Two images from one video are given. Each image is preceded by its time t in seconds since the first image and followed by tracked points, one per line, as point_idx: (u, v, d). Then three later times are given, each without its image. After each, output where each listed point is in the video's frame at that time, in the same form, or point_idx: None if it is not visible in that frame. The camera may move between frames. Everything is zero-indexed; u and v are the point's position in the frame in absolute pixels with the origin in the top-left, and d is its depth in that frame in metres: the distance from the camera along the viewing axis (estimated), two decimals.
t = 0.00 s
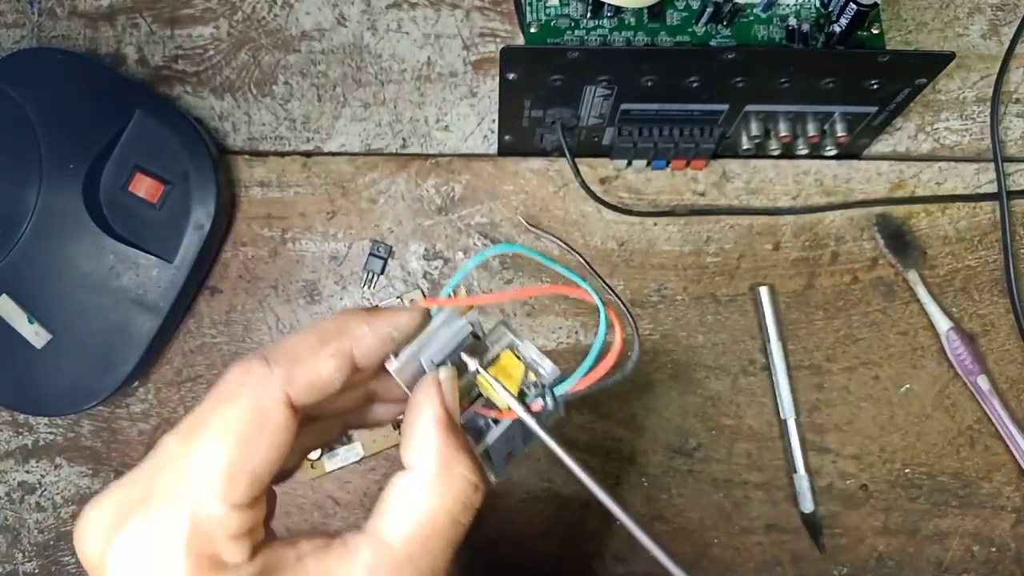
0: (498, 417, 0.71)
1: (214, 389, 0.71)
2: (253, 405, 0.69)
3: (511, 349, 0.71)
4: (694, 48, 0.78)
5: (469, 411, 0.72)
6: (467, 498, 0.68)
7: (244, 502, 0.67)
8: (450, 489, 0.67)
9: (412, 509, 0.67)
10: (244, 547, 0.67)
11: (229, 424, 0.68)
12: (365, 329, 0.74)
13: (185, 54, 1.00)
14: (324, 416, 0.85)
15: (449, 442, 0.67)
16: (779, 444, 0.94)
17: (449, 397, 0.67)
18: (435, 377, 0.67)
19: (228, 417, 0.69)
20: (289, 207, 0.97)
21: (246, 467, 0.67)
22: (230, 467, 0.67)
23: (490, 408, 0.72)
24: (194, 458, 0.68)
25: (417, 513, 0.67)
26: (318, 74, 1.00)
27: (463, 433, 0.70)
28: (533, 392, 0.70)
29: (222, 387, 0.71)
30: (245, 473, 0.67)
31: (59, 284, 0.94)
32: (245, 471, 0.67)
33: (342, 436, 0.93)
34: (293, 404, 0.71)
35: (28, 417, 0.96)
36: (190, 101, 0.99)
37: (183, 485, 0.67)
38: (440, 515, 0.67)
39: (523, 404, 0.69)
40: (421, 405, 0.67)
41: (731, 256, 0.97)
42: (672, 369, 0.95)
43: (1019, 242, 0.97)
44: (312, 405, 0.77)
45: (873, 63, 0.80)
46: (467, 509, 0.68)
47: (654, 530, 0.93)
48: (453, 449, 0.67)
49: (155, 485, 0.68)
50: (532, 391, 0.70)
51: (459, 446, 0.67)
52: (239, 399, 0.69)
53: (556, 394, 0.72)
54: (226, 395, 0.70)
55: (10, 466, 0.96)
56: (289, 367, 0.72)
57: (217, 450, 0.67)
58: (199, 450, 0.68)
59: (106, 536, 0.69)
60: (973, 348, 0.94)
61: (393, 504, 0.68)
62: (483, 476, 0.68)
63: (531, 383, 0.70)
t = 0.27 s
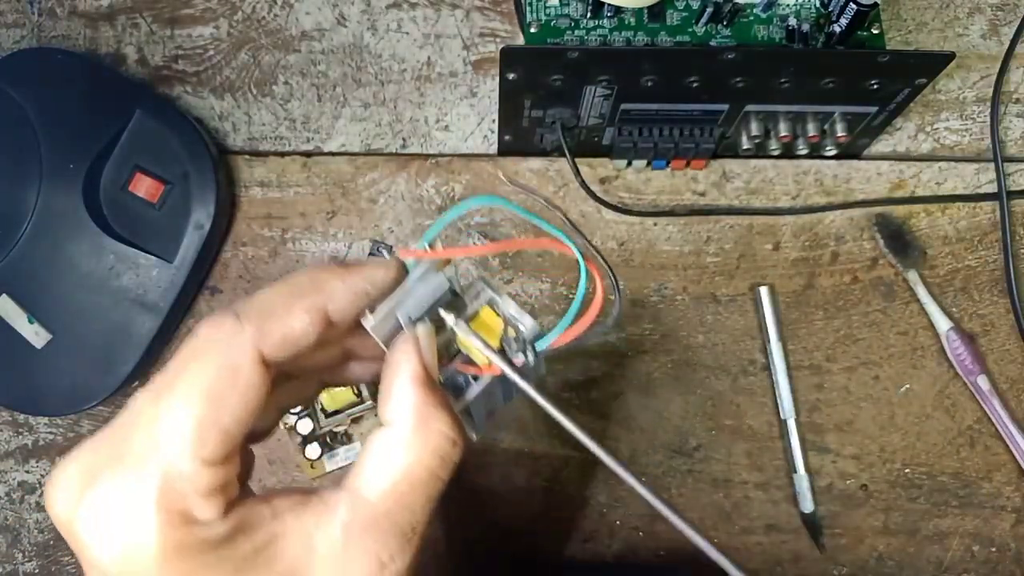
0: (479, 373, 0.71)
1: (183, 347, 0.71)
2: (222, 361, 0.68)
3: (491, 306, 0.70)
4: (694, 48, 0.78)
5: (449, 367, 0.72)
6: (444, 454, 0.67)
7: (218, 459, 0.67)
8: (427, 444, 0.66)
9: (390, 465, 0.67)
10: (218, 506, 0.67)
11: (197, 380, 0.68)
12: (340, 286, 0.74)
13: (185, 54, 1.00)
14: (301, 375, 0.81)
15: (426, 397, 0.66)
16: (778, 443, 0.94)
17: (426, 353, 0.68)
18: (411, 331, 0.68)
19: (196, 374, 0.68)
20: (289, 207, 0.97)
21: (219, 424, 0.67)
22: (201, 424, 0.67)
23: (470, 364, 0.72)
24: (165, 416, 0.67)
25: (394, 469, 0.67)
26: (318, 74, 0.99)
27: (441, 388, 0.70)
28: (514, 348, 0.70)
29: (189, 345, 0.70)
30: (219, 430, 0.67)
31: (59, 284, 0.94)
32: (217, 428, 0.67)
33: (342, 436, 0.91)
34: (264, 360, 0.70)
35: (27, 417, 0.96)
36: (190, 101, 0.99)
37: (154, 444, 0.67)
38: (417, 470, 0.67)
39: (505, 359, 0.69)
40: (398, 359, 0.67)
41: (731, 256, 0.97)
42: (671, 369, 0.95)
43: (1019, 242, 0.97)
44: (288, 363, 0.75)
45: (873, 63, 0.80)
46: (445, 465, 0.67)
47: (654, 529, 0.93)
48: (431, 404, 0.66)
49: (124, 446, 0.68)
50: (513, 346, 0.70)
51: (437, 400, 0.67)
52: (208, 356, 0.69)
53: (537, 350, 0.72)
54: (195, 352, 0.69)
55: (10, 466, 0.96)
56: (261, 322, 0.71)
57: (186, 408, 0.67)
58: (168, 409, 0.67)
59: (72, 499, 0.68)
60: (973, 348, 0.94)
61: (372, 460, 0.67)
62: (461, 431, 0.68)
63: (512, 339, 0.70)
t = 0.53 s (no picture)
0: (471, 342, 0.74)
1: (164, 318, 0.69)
2: (208, 331, 0.67)
3: (481, 274, 0.72)
4: (694, 48, 0.78)
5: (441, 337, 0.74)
6: (438, 426, 0.68)
7: (204, 432, 0.65)
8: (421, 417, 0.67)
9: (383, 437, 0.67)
10: (207, 480, 0.66)
11: (181, 350, 0.67)
12: (326, 253, 0.74)
13: (186, 54, 1.00)
14: (284, 346, 0.84)
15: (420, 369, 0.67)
16: (778, 443, 0.94)
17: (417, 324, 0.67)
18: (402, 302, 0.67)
19: (180, 345, 0.67)
20: (289, 207, 0.97)
21: (205, 395, 0.66)
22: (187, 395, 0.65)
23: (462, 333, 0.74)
24: (148, 389, 0.66)
25: (388, 440, 0.67)
26: (318, 74, 0.99)
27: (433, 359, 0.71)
28: (508, 316, 0.73)
29: (171, 316, 0.69)
30: (205, 401, 0.66)
31: (59, 284, 0.94)
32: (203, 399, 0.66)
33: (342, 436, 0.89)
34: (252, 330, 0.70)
35: (27, 417, 0.96)
36: (190, 101, 0.99)
37: (137, 417, 0.65)
38: (411, 442, 0.67)
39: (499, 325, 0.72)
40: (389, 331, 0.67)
41: (731, 256, 0.97)
42: (671, 368, 0.95)
43: (1019, 242, 0.97)
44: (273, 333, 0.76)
45: (873, 63, 0.80)
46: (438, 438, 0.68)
47: (654, 529, 0.93)
48: (423, 375, 0.67)
49: (106, 420, 0.66)
50: (507, 314, 0.73)
51: (430, 371, 0.68)
52: (192, 326, 0.68)
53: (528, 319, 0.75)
54: (178, 322, 0.68)
55: (10, 466, 0.96)
56: (246, 290, 0.70)
57: (171, 379, 0.65)
58: (152, 380, 0.66)
59: (55, 476, 0.66)
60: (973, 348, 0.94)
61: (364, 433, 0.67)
62: (454, 402, 0.69)
63: (504, 308, 0.73)
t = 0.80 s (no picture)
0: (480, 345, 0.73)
1: (187, 316, 0.70)
2: (229, 330, 0.68)
3: (492, 277, 0.72)
4: (694, 48, 0.78)
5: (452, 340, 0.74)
6: (451, 426, 0.68)
7: (224, 430, 0.66)
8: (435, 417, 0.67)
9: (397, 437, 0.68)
10: (226, 478, 0.66)
11: (202, 349, 0.67)
12: (345, 254, 0.75)
13: (185, 54, 1.00)
14: (297, 345, 0.86)
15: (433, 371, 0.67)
16: (778, 443, 0.94)
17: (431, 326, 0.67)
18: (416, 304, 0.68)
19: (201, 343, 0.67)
20: (289, 207, 0.97)
21: (224, 394, 0.66)
22: (206, 393, 0.65)
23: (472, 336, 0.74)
24: (167, 388, 0.66)
25: (402, 440, 0.68)
26: (318, 74, 0.99)
27: (446, 360, 0.72)
28: (518, 319, 0.71)
29: (194, 315, 0.69)
30: (224, 400, 0.66)
31: (59, 284, 0.94)
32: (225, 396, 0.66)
33: (342, 435, 0.90)
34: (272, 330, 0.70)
35: (27, 417, 0.96)
36: (190, 101, 0.99)
37: (156, 415, 0.65)
38: (424, 442, 0.68)
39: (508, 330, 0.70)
40: (403, 332, 0.67)
41: (731, 256, 0.97)
42: (671, 368, 0.95)
43: (1019, 243, 0.97)
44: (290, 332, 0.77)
45: (873, 63, 0.80)
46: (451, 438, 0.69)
47: (654, 529, 0.93)
48: (438, 377, 0.67)
49: (127, 417, 0.66)
50: (516, 317, 0.72)
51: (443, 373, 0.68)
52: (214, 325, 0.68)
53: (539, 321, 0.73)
54: (199, 321, 0.69)
55: (10, 466, 0.96)
56: (267, 290, 0.71)
57: (191, 377, 0.66)
58: (173, 379, 0.66)
59: (76, 471, 0.67)
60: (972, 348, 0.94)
61: (378, 433, 0.68)
62: (466, 402, 0.69)
63: (514, 311, 0.72)
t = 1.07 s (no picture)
0: (485, 343, 0.73)
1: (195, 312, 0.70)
2: (240, 326, 0.68)
3: (497, 276, 0.72)
4: (694, 48, 0.78)
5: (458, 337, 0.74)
6: (456, 423, 0.69)
7: (233, 426, 0.66)
8: (440, 415, 0.68)
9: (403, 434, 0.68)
10: (235, 474, 0.66)
11: (212, 345, 0.67)
12: (353, 252, 0.76)
13: (186, 54, 1.00)
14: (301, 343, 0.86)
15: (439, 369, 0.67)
16: (779, 443, 0.94)
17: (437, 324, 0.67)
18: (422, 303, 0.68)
19: (212, 339, 0.68)
20: (289, 207, 0.97)
21: (235, 390, 0.66)
22: (218, 389, 0.66)
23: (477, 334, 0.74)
24: (178, 383, 0.66)
25: (407, 437, 0.68)
26: (318, 74, 0.99)
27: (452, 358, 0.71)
28: (523, 318, 0.71)
29: (204, 311, 0.69)
30: (235, 397, 0.66)
31: (59, 285, 0.94)
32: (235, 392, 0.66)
33: (342, 435, 0.89)
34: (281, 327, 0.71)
35: (27, 417, 0.96)
36: (190, 101, 0.99)
37: (166, 410, 0.66)
38: (430, 439, 0.68)
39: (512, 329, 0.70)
40: (409, 330, 0.67)
41: (731, 256, 0.97)
42: (672, 368, 0.95)
43: (1019, 243, 0.97)
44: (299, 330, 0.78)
45: (873, 63, 0.80)
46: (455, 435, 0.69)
47: (654, 529, 0.93)
48: (444, 374, 0.67)
49: (135, 413, 0.66)
50: (520, 316, 0.71)
51: (449, 370, 0.68)
52: (224, 320, 0.69)
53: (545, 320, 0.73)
54: (209, 317, 0.69)
55: (10, 466, 0.96)
56: (278, 287, 0.72)
57: (202, 374, 0.66)
58: (183, 375, 0.66)
59: (83, 470, 0.67)
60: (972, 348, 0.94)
61: (384, 430, 0.68)
62: (471, 400, 0.69)
63: (519, 309, 0.71)
